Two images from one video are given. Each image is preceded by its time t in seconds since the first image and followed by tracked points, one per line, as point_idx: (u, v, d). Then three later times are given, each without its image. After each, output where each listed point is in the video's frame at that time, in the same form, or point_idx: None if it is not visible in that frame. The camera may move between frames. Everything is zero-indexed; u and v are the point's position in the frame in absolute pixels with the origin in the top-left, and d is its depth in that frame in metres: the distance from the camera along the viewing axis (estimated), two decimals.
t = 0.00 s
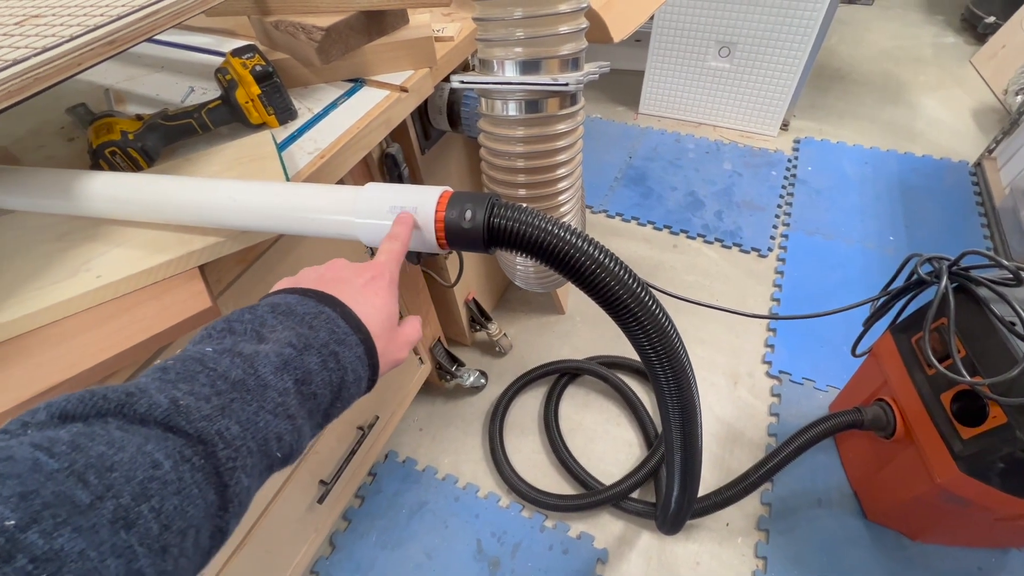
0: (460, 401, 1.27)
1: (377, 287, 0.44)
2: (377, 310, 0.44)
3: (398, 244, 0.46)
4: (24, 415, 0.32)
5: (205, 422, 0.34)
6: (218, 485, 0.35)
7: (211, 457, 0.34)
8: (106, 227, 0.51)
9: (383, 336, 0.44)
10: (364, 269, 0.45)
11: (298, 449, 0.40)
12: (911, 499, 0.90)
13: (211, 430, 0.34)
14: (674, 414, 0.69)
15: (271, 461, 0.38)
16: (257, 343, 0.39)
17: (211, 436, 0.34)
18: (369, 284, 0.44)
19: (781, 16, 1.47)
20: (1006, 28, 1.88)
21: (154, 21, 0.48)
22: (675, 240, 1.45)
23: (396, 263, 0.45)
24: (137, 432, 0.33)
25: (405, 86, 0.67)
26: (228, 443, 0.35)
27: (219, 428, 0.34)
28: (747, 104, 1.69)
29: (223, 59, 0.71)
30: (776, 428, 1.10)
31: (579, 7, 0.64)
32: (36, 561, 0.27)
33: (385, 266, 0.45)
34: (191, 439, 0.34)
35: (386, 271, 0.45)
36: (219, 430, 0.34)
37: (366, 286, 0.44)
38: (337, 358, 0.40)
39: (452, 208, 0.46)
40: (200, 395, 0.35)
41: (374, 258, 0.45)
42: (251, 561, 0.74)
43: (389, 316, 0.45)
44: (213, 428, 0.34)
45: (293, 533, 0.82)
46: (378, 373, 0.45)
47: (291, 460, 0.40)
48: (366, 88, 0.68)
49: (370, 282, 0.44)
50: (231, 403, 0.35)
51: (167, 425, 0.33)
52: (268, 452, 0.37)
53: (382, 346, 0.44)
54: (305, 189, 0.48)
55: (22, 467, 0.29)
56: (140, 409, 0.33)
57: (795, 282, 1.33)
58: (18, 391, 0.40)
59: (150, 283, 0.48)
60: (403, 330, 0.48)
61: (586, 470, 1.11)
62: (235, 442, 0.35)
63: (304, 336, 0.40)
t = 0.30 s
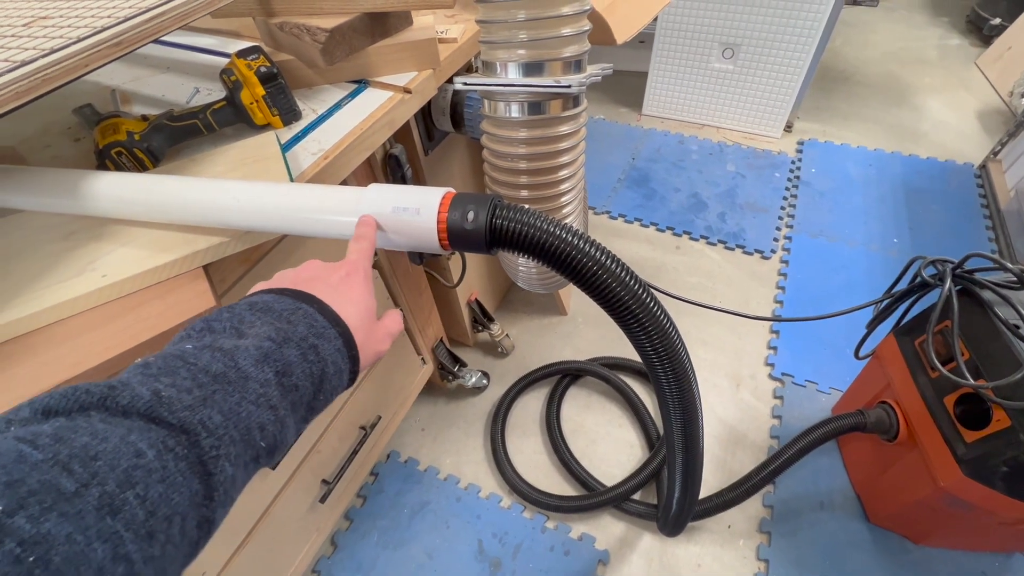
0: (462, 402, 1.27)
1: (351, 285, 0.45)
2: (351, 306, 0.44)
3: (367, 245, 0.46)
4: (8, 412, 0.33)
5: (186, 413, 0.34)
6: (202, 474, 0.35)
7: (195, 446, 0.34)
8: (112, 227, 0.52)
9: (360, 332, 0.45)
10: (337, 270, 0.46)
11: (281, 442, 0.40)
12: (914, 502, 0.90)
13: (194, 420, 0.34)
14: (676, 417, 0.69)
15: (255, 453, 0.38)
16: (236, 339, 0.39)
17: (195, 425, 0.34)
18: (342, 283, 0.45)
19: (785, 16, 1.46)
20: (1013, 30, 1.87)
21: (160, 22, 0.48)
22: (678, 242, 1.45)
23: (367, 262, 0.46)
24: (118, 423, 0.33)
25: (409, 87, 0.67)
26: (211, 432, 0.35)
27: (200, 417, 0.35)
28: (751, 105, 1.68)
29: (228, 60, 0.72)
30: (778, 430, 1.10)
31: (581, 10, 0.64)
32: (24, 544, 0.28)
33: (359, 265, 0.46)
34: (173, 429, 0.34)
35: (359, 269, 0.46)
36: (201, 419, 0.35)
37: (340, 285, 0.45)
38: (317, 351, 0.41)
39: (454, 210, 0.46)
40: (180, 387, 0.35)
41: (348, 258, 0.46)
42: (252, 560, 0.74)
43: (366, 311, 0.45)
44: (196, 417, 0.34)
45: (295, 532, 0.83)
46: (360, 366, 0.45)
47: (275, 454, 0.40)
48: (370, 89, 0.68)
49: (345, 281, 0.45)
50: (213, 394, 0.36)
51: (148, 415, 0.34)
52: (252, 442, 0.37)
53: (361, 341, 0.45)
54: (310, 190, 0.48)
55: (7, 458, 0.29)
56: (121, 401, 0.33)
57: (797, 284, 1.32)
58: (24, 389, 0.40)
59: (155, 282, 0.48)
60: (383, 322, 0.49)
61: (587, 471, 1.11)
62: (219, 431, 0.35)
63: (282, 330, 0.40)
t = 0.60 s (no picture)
0: (463, 402, 1.27)
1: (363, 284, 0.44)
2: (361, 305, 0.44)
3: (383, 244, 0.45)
4: (11, 407, 0.33)
5: (190, 414, 0.34)
6: (203, 476, 0.35)
7: (196, 448, 0.35)
8: (116, 227, 0.52)
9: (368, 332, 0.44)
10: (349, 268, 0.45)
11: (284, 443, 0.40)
12: (916, 504, 0.90)
13: (196, 422, 0.35)
14: (677, 417, 0.69)
15: (258, 455, 0.38)
16: (242, 337, 0.39)
17: (197, 427, 0.35)
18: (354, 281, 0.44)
19: (788, 18, 1.46)
20: (1016, 31, 1.87)
21: (163, 23, 0.49)
22: (679, 242, 1.45)
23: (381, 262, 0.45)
24: (120, 423, 0.33)
25: (410, 88, 0.67)
26: (214, 435, 0.35)
27: (203, 420, 0.35)
28: (753, 106, 1.68)
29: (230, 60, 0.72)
30: (779, 431, 1.10)
31: (583, 10, 0.64)
32: (21, 546, 0.28)
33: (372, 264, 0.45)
34: (175, 430, 0.34)
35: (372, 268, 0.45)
36: (204, 421, 0.35)
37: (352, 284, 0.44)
38: (323, 352, 0.41)
39: (455, 210, 0.46)
40: (183, 387, 0.35)
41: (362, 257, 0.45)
42: (253, 559, 0.74)
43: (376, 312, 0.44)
44: (199, 420, 0.35)
45: (296, 532, 0.83)
46: (365, 368, 0.45)
47: (278, 455, 0.40)
48: (372, 90, 0.68)
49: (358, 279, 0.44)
50: (217, 394, 0.36)
51: (151, 416, 0.34)
52: (255, 444, 0.37)
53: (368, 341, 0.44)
54: (313, 192, 0.48)
55: (7, 457, 0.29)
56: (124, 401, 0.33)
57: (799, 285, 1.32)
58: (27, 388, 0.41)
59: (157, 281, 0.48)
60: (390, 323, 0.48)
61: (588, 472, 1.11)
62: (222, 433, 0.35)
63: (289, 330, 0.40)
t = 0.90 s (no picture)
0: (465, 403, 1.27)
1: (406, 292, 0.45)
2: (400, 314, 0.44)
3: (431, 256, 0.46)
4: (51, 402, 0.33)
5: (224, 418, 0.35)
6: (234, 481, 0.35)
7: (230, 453, 0.35)
8: (121, 227, 0.52)
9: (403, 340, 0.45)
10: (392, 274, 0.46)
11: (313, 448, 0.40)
12: (919, 506, 0.90)
13: (231, 427, 0.35)
14: (678, 417, 0.69)
15: (286, 458, 0.38)
16: (278, 339, 0.39)
17: (232, 432, 0.35)
18: (396, 289, 0.45)
19: (789, 19, 1.46)
20: (1018, 32, 1.87)
21: (170, 26, 0.49)
22: (681, 244, 1.45)
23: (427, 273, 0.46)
24: (157, 424, 0.33)
25: (414, 90, 0.68)
26: (247, 441, 0.35)
27: (238, 424, 0.35)
28: (755, 107, 1.68)
29: (234, 62, 0.72)
30: (780, 432, 1.10)
31: (585, 13, 0.65)
32: (59, 552, 0.28)
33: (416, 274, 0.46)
34: (210, 434, 0.34)
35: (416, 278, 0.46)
36: (239, 426, 0.35)
37: (394, 291, 0.45)
38: (356, 358, 0.41)
39: (459, 211, 0.46)
40: (219, 391, 0.35)
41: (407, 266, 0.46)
42: (257, 558, 0.74)
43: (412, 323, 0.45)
44: (234, 424, 0.35)
45: (299, 532, 0.83)
46: (395, 375, 0.45)
47: (305, 457, 0.40)
48: (375, 92, 0.69)
49: (399, 287, 0.45)
50: (251, 397, 0.36)
51: (187, 419, 0.34)
52: (285, 449, 0.37)
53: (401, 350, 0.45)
54: (318, 193, 0.48)
55: (47, 456, 0.29)
56: (161, 402, 0.34)
57: (801, 286, 1.32)
58: (35, 386, 0.41)
59: (163, 281, 0.49)
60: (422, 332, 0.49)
61: (590, 473, 1.12)
62: (255, 438, 0.36)
63: (325, 334, 0.40)
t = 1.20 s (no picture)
0: (465, 403, 1.27)
1: (408, 298, 0.46)
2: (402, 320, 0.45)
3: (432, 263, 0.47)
4: (64, 404, 0.33)
5: (233, 422, 0.35)
6: (240, 483, 0.36)
7: (238, 456, 0.35)
8: (123, 227, 0.52)
9: (405, 347, 0.45)
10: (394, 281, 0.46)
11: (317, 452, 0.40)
12: (920, 507, 0.90)
13: (239, 430, 0.35)
14: (678, 417, 0.69)
15: (291, 461, 0.38)
16: (284, 344, 0.40)
17: (240, 435, 0.35)
18: (398, 296, 0.45)
19: (791, 19, 1.46)
20: (1019, 32, 1.87)
21: (172, 26, 0.49)
22: (681, 244, 1.45)
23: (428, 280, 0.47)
24: (167, 426, 0.33)
25: (414, 90, 0.68)
26: (256, 442, 0.36)
27: (246, 427, 0.35)
28: (755, 107, 1.68)
29: (236, 63, 0.72)
30: (780, 433, 1.10)
31: (585, 13, 0.65)
32: (74, 548, 0.28)
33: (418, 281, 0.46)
34: (218, 437, 0.35)
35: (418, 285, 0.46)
36: (246, 429, 0.35)
37: (396, 298, 0.45)
38: (359, 364, 0.41)
39: (459, 211, 0.47)
40: (228, 394, 0.35)
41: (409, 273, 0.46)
42: (257, 557, 0.74)
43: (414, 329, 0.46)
44: (241, 427, 0.35)
45: (300, 531, 0.83)
46: (397, 381, 0.46)
47: (309, 461, 0.40)
48: (376, 92, 0.69)
49: (401, 294, 0.46)
50: (259, 400, 0.36)
51: (197, 421, 0.34)
52: (290, 452, 0.38)
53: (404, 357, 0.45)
54: (319, 193, 0.49)
55: (62, 456, 0.29)
56: (172, 404, 0.34)
57: (801, 286, 1.32)
58: (37, 385, 0.41)
59: (164, 280, 0.49)
60: (423, 340, 0.49)
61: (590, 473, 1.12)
62: (263, 441, 0.36)
63: (329, 340, 0.40)
